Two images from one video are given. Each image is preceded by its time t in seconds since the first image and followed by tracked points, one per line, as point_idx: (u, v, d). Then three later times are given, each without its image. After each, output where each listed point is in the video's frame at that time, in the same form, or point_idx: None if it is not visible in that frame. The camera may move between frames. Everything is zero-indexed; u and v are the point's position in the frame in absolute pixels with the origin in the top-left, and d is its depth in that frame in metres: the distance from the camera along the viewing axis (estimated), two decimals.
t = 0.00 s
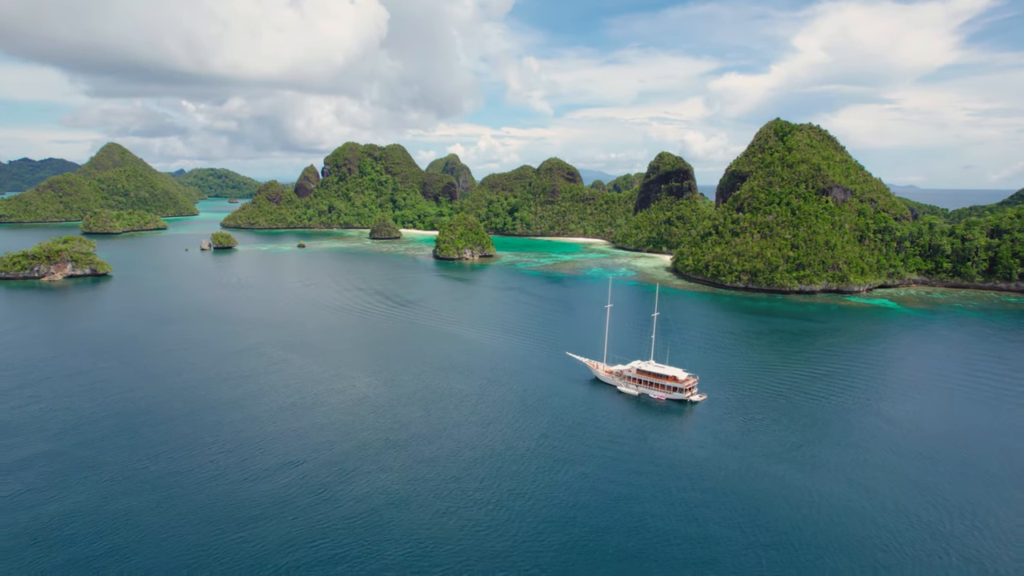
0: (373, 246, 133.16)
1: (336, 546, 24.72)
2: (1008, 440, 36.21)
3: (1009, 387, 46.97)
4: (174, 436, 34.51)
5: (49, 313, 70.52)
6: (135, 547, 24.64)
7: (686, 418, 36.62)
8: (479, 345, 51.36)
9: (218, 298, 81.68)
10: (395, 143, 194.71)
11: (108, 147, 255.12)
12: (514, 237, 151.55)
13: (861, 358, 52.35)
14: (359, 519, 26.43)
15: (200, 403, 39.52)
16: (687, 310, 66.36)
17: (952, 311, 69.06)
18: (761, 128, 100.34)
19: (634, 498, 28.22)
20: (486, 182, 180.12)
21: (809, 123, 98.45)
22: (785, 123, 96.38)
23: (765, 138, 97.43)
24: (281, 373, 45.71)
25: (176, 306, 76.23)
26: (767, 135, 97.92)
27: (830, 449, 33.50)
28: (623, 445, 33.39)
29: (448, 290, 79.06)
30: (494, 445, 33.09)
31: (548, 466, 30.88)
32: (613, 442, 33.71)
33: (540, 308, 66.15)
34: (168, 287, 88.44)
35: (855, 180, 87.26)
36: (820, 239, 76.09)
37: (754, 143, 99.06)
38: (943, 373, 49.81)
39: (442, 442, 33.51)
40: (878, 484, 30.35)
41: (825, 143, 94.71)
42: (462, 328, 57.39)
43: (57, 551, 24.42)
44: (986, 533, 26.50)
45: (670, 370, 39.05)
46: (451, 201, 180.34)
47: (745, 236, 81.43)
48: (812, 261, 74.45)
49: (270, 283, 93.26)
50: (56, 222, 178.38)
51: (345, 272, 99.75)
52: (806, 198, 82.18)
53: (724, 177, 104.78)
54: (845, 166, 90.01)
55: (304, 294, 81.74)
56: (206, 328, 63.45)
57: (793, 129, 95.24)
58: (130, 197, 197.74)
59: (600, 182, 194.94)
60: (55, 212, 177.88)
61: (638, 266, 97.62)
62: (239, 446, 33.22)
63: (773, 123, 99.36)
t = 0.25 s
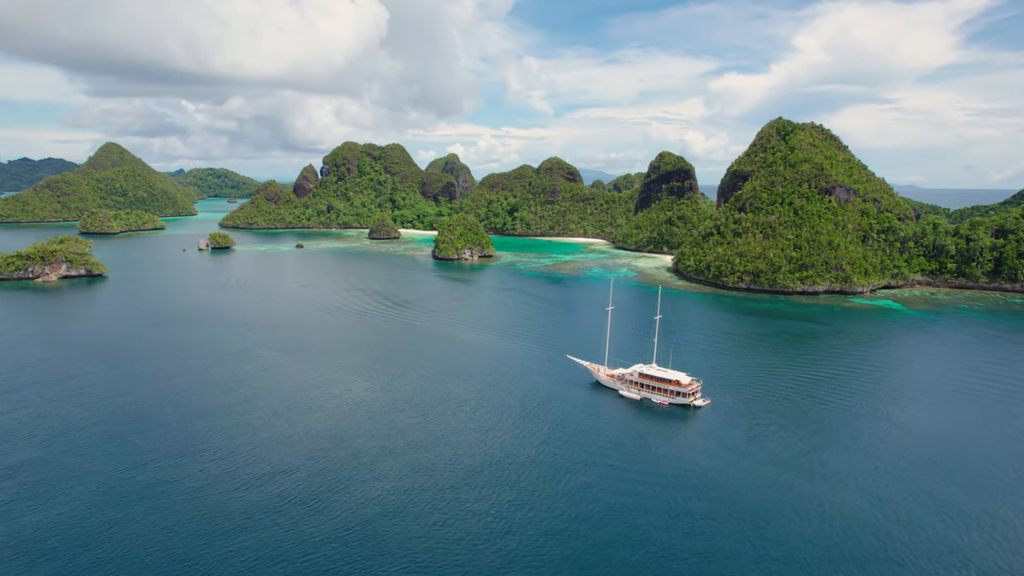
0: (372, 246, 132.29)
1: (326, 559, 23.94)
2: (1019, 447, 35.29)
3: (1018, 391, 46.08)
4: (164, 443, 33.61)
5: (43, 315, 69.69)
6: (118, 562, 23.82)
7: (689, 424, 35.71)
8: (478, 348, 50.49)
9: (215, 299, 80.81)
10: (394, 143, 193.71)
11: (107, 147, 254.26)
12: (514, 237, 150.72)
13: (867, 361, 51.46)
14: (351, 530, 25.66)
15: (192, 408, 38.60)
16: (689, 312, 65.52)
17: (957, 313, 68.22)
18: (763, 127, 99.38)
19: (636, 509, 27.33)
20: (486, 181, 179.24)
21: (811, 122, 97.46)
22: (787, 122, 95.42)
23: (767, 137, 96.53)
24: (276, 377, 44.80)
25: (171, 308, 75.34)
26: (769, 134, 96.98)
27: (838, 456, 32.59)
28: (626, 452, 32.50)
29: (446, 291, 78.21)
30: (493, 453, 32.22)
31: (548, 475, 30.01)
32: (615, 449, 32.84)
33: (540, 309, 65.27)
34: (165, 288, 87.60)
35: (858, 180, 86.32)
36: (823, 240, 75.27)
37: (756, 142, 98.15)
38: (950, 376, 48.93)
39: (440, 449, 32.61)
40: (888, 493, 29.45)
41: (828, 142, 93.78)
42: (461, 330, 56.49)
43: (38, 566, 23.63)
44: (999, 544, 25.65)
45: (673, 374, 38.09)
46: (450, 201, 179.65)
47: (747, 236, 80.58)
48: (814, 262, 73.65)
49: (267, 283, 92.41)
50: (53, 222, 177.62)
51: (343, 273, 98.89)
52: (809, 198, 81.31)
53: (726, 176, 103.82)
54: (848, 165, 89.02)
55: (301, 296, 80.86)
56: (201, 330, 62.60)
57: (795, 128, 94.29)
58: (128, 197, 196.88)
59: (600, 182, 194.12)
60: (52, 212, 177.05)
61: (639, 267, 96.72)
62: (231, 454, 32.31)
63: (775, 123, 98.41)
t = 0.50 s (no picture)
0: (371, 246, 131.45)
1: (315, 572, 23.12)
2: None
3: None
4: (153, 449, 32.69)
5: (36, 316, 68.86)
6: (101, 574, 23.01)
7: (693, 429, 34.76)
8: (477, 350, 49.61)
9: (211, 300, 79.97)
10: (394, 143, 192.92)
11: (105, 147, 253.49)
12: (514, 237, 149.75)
13: (873, 363, 50.50)
14: (342, 542, 24.82)
15: (182, 412, 37.68)
16: (690, 313, 64.64)
17: (962, 314, 67.37)
18: (765, 127, 98.49)
19: (639, 518, 26.45)
20: (486, 181, 178.24)
21: (813, 122, 96.55)
22: (789, 122, 94.53)
23: (769, 137, 95.65)
24: (270, 380, 43.88)
25: (167, 309, 74.52)
26: (771, 133, 96.10)
27: (846, 462, 31.64)
28: (628, 458, 31.58)
29: (445, 292, 77.40)
30: (491, 459, 31.34)
31: (548, 482, 29.11)
32: (616, 454, 31.93)
33: (540, 310, 64.41)
34: (161, 289, 86.71)
35: (861, 179, 85.42)
36: (826, 240, 74.44)
37: (758, 141, 97.26)
38: (958, 378, 47.99)
39: (436, 456, 31.72)
40: (900, 500, 28.47)
41: (830, 141, 92.88)
42: (460, 332, 55.59)
43: None
44: (1013, 555, 24.76)
45: (676, 378, 37.15)
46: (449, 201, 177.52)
47: (750, 236, 79.74)
48: (817, 262, 72.83)
49: (264, 284, 91.64)
50: (51, 222, 176.81)
51: (342, 274, 98.07)
52: (812, 198, 80.44)
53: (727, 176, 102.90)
54: (851, 165, 88.12)
55: (299, 297, 80.02)
56: (195, 331, 61.74)
57: (798, 127, 93.38)
58: (126, 197, 195.93)
59: (600, 182, 193.38)
60: (50, 212, 176.27)
61: (640, 267, 95.86)
62: (221, 460, 31.40)
63: (777, 122, 97.51)
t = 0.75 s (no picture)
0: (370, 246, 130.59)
1: None
2: None
3: None
4: (142, 458, 31.82)
5: (29, 318, 68.02)
6: None
7: (697, 436, 33.89)
8: (476, 353, 48.76)
9: (207, 302, 79.10)
10: (393, 143, 191.98)
11: (103, 146, 252.45)
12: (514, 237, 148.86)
13: (879, 366, 49.63)
14: (335, 557, 24.01)
15: (175, 418, 36.83)
16: (693, 315, 63.78)
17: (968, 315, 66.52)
18: (767, 126, 97.53)
19: (642, 530, 25.63)
20: (485, 181, 177.27)
21: (816, 120, 95.59)
22: (792, 121, 93.57)
23: (772, 136, 94.72)
24: (265, 385, 43.00)
25: (163, 310, 73.66)
26: (773, 133, 95.17)
27: (855, 471, 30.75)
28: (631, 466, 30.73)
29: (444, 293, 76.57)
30: (490, 468, 30.45)
31: (548, 493, 28.25)
32: (619, 463, 31.03)
33: (540, 312, 63.56)
34: (157, 290, 85.87)
35: (865, 179, 84.49)
36: (829, 240, 73.59)
37: (760, 140, 96.34)
38: (966, 381, 47.11)
39: (434, 465, 30.86)
40: (911, 511, 27.62)
41: (833, 140, 91.92)
42: (459, 334, 54.73)
43: None
44: None
45: (680, 384, 36.27)
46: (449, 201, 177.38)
47: (752, 237, 78.88)
48: (821, 263, 71.98)
49: (262, 285, 90.80)
50: (48, 222, 175.98)
51: (340, 274, 97.20)
52: (815, 198, 79.52)
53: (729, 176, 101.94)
54: (854, 164, 87.18)
55: (297, 298, 79.20)
56: (190, 334, 60.84)
57: (800, 126, 92.42)
58: (124, 196, 195.01)
59: (601, 181, 192.47)
60: (47, 212, 175.45)
61: (641, 268, 94.96)
62: (212, 470, 30.50)
63: (779, 121, 96.55)
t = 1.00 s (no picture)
0: (369, 246, 129.66)
1: None
2: None
3: None
4: (131, 464, 31.00)
5: (22, 319, 67.16)
6: None
7: (701, 442, 33.02)
8: (474, 356, 47.89)
9: (203, 302, 78.27)
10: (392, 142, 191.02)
11: (101, 146, 251.41)
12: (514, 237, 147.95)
13: (885, 368, 48.75)
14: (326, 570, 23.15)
15: (166, 423, 35.99)
16: (695, 317, 62.90)
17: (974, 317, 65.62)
18: (769, 125, 96.59)
19: (644, 542, 24.77)
20: (485, 181, 176.28)
21: (819, 120, 94.63)
22: (794, 120, 92.61)
23: (774, 135, 93.77)
24: (259, 388, 42.13)
25: (157, 311, 72.77)
26: (775, 132, 94.23)
27: (865, 479, 29.89)
28: (634, 474, 29.85)
29: (443, 294, 75.71)
30: (490, 476, 29.58)
31: (550, 502, 27.37)
32: (622, 470, 30.14)
33: (540, 313, 62.68)
34: (152, 291, 85.06)
35: (868, 179, 83.58)
36: (832, 240, 72.74)
37: (762, 140, 95.39)
38: (975, 384, 46.23)
39: (432, 472, 29.99)
40: (924, 521, 26.76)
41: (836, 139, 90.95)
42: (457, 336, 53.84)
43: None
44: None
45: (683, 388, 35.36)
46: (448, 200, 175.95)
47: (754, 237, 78.00)
48: (824, 263, 71.11)
49: (259, 286, 89.93)
50: (45, 221, 175.08)
51: (338, 275, 96.31)
52: (818, 198, 78.58)
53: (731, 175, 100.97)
54: (857, 164, 86.24)
55: (294, 299, 78.33)
56: (185, 335, 59.95)
57: (803, 126, 91.48)
58: (122, 196, 194.04)
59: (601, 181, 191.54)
60: (45, 212, 174.60)
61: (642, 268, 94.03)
62: (204, 477, 29.66)
63: (781, 120, 95.57)
